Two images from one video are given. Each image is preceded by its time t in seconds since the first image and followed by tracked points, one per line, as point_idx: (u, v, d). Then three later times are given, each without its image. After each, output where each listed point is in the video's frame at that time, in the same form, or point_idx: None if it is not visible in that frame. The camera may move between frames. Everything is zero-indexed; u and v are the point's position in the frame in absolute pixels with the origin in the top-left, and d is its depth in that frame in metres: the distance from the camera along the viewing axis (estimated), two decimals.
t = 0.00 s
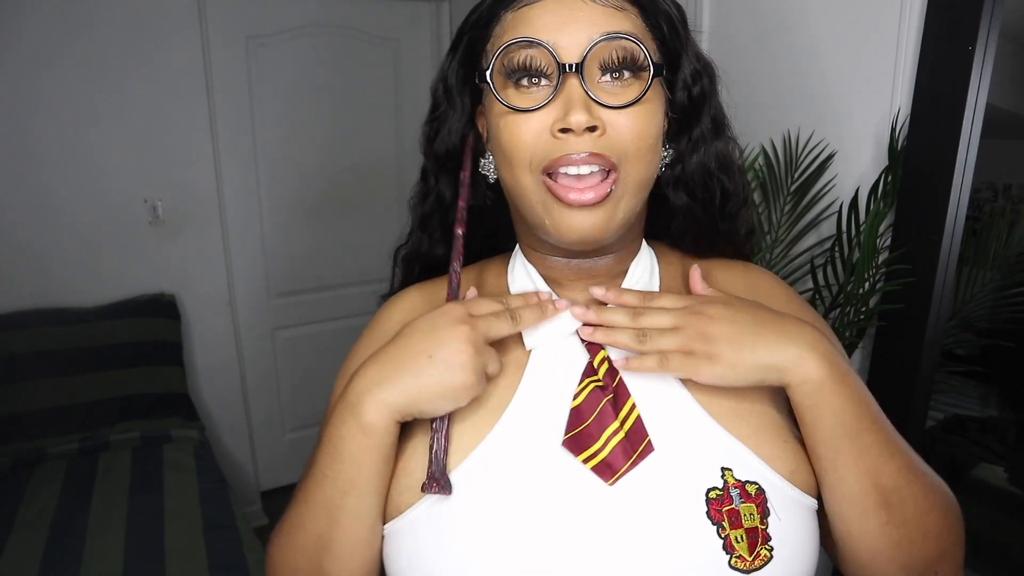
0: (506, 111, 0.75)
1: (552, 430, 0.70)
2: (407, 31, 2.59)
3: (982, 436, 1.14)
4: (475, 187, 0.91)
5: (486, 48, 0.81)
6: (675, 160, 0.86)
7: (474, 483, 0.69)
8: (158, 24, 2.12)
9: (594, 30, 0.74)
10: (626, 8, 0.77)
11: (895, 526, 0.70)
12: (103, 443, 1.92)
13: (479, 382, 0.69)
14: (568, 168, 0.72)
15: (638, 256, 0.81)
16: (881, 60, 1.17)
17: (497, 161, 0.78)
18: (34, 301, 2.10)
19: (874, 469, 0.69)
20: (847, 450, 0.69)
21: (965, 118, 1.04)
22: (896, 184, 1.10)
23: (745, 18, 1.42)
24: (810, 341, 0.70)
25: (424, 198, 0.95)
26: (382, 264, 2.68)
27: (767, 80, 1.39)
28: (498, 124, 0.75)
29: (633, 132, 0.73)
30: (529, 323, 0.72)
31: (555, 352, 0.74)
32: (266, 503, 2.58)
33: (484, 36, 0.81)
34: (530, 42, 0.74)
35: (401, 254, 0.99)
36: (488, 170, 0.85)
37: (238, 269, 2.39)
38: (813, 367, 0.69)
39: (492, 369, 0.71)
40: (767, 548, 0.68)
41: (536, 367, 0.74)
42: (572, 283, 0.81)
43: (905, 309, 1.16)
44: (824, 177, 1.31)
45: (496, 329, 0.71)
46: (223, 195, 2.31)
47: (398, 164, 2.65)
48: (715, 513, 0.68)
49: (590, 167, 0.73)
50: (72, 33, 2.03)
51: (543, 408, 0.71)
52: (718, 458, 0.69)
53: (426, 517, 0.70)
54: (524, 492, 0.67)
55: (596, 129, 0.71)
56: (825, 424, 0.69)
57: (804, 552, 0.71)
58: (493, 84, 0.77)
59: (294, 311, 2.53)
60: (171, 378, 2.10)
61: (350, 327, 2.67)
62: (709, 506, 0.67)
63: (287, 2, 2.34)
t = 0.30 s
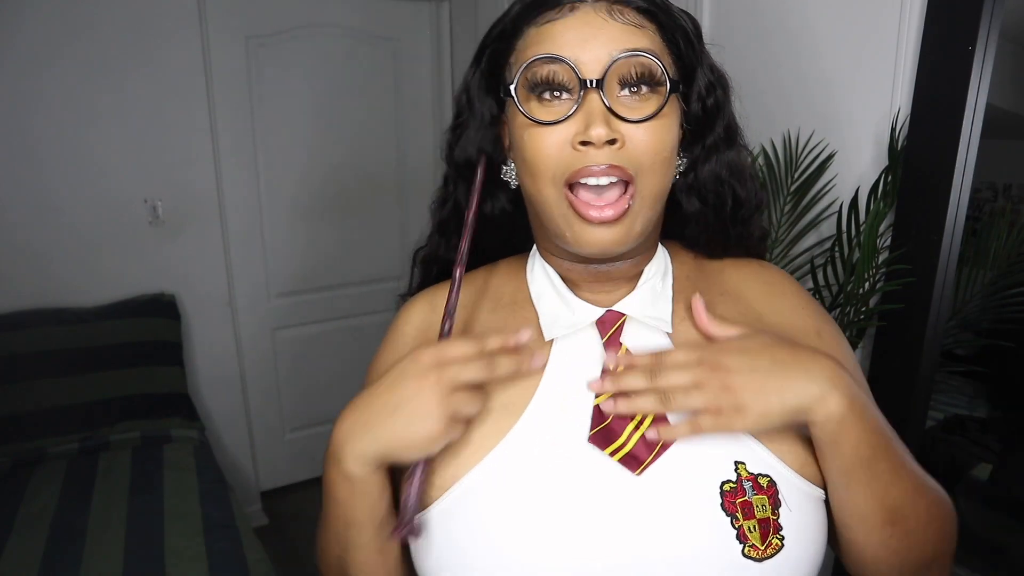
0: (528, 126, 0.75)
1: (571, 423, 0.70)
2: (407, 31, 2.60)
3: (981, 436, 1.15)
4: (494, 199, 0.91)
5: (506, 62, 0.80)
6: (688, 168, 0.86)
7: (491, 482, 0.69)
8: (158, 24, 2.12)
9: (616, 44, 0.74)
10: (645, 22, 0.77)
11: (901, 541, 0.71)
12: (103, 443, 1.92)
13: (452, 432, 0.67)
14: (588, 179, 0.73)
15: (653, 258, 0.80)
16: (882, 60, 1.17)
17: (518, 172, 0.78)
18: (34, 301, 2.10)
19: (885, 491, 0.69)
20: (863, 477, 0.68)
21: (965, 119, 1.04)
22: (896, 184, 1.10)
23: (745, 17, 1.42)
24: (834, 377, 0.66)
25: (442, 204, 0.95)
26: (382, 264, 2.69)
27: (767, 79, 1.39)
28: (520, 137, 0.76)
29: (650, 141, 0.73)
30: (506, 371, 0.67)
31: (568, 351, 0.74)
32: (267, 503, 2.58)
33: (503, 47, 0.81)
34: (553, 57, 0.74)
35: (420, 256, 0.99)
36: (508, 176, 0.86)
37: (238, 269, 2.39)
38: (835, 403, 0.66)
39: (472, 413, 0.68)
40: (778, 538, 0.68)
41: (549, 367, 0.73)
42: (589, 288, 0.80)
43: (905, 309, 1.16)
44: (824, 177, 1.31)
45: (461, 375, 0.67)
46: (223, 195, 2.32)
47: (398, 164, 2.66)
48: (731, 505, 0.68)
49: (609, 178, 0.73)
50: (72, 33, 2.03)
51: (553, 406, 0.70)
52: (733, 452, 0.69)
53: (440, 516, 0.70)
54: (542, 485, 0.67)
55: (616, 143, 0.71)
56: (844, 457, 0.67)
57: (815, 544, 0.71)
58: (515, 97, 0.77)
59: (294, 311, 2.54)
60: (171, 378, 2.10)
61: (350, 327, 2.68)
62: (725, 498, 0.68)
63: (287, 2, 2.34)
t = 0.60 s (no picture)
0: (542, 126, 0.75)
1: (576, 404, 0.71)
2: (407, 31, 2.60)
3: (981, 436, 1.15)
4: (511, 194, 0.91)
5: (518, 66, 0.80)
6: (693, 163, 0.85)
7: (492, 464, 0.71)
8: (158, 24, 2.12)
9: (629, 47, 0.75)
10: (655, 26, 0.77)
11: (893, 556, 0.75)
12: (104, 443, 1.92)
13: (379, 500, 0.70)
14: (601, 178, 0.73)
15: (663, 249, 0.80)
16: (882, 59, 1.17)
17: (534, 171, 0.78)
18: (34, 301, 2.10)
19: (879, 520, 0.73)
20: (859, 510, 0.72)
21: (965, 119, 1.04)
22: (896, 184, 1.10)
23: (744, 18, 1.42)
24: (837, 431, 0.68)
25: (460, 199, 0.95)
26: (382, 264, 2.68)
27: (767, 79, 1.39)
28: (534, 137, 0.76)
29: (661, 139, 0.73)
30: (421, 447, 0.69)
31: (574, 335, 0.75)
32: (267, 503, 2.58)
33: (516, 52, 0.81)
34: (566, 62, 0.75)
35: (439, 249, 1.01)
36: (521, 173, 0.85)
37: (238, 269, 2.39)
38: (839, 458, 0.68)
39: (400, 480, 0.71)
40: (773, 513, 0.71)
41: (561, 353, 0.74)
42: (600, 277, 0.79)
43: (905, 309, 1.16)
44: (824, 177, 1.31)
45: (372, 455, 0.69)
46: (223, 196, 2.31)
47: (398, 165, 2.65)
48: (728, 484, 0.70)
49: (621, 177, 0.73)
50: (72, 33, 2.03)
51: (559, 390, 0.72)
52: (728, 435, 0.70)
53: (455, 494, 0.73)
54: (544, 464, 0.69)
55: (627, 142, 0.71)
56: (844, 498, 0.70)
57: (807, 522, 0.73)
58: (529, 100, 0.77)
59: (294, 311, 2.54)
60: (171, 378, 2.10)
61: (350, 327, 2.68)
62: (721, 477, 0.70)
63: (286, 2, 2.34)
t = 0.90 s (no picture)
0: (524, 127, 0.78)
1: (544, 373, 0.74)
2: (407, 31, 2.59)
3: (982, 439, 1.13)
4: (501, 190, 0.93)
5: (507, 72, 0.82)
6: (664, 161, 0.86)
7: (461, 435, 0.73)
8: (158, 24, 2.12)
9: (605, 55, 0.77)
10: (628, 36, 0.79)
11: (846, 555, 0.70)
12: (104, 443, 1.93)
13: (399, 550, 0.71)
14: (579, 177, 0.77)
15: (637, 236, 0.83)
16: (882, 59, 1.17)
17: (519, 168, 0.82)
18: (34, 301, 2.09)
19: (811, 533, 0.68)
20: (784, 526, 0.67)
21: (964, 120, 1.04)
22: (896, 184, 1.10)
23: (743, 18, 1.42)
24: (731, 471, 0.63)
25: (453, 197, 0.97)
26: (383, 264, 2.68)
27: (765, 78, 1.39)
28: (519, 140, 0.79)
29: (633, 141, 0.76)
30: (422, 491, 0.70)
31: (547, 311, 0.78)
32: (267, 503, 2.58)
33: (502, 60, 0.83)
34: (547, 68, 0.77)
35: (434, 243, 1.03)
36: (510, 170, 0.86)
37: (238, 269, 2.39)
38: (741, 485, 0.64)
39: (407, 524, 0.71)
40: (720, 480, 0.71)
41: (537, 324, 0.77)
42: (580, 264, 0.83)
43: (905, 309, 1.16)
44: (824, 177, 1.31)
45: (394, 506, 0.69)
46: (223, 196, 2.32)
47: (399, 164, 2.65)
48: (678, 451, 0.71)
49: (597, 176, 0.76)
50: (72, 33, 2.03)
51: (534, 360, 0.75)
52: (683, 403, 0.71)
53: (426, 463, 0.75)
54: (511, 428, 0.72)
55: (602, 144, 0.74)
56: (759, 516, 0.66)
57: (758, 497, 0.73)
58: (514, 104, 0.80)
59: (293, 311, 2.54)
60: (171, 378, 2.10)
61: (350, 327, 2.68)
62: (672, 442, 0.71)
63: (286, 2, 2.34)
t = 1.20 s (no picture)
0: (459, 123, 0.76)
1: (466, 349, 0.74)
2: (407, 31, 2.59)
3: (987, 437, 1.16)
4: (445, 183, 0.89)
5: (446, 72, 0.80)
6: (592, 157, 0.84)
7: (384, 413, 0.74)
8: (158, 24, 2.13)
9: (533, 54, 0.76)
10: (557, 40, 0.78)
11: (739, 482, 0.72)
12: (103, 443, 1.92)
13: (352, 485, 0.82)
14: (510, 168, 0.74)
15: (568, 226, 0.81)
16: (882, 59, 1.16)
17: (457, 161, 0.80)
18: (34, 301, 2.09)
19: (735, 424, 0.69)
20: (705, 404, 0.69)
21: (965, 120, 1.05)
22: (896, 184, 1.11)
23: (740, 18, 1.42)
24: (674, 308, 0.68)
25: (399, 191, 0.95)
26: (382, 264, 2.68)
27: (760, 80, 1.39)
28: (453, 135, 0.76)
29: (561, 136, 0.74)
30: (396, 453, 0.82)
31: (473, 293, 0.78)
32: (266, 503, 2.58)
33: (445, 64, 0.81)
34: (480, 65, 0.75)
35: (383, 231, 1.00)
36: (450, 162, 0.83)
37: (238, 269, 2.39)
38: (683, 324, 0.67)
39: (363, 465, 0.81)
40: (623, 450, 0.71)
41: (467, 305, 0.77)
42: (514, 254, 0.80)
43: (905, 309, 1.16)
44: (824, 177, 1.31)
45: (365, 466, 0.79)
46: (223, 196, 2.32)
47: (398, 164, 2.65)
48: (584, 423, 0.71)
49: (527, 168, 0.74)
50: (72, 33, 2.03)
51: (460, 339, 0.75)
52: (596, 382, 0.72)
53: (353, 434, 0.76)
54: (433, 397, 0.72)
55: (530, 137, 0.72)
56: (689, 385, 0.69)
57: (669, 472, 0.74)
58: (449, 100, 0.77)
59: (292, 311, 2.53)
60: (171, 378, 2.10)
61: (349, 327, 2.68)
62: (579, 415, 0.71)
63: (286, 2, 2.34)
